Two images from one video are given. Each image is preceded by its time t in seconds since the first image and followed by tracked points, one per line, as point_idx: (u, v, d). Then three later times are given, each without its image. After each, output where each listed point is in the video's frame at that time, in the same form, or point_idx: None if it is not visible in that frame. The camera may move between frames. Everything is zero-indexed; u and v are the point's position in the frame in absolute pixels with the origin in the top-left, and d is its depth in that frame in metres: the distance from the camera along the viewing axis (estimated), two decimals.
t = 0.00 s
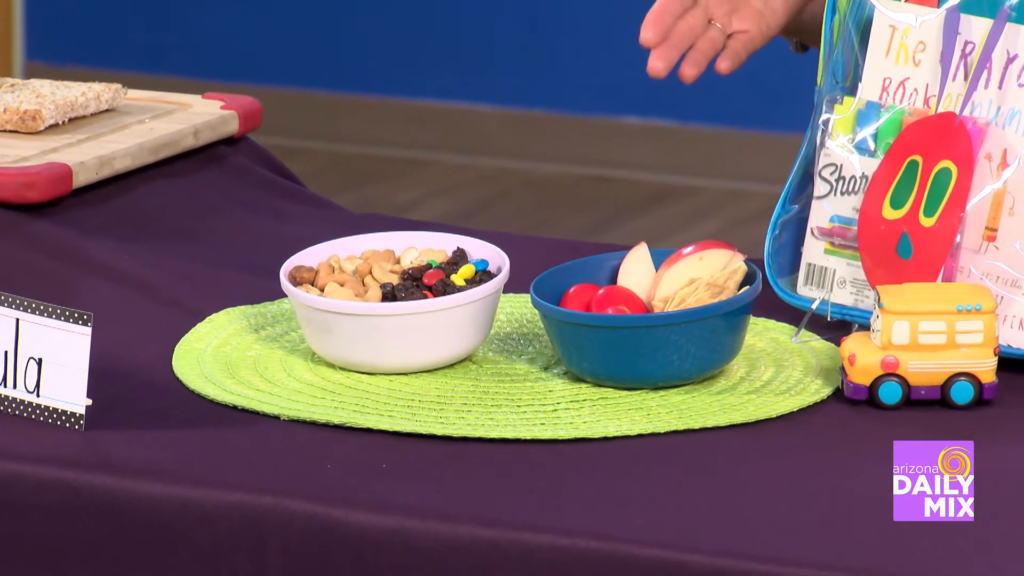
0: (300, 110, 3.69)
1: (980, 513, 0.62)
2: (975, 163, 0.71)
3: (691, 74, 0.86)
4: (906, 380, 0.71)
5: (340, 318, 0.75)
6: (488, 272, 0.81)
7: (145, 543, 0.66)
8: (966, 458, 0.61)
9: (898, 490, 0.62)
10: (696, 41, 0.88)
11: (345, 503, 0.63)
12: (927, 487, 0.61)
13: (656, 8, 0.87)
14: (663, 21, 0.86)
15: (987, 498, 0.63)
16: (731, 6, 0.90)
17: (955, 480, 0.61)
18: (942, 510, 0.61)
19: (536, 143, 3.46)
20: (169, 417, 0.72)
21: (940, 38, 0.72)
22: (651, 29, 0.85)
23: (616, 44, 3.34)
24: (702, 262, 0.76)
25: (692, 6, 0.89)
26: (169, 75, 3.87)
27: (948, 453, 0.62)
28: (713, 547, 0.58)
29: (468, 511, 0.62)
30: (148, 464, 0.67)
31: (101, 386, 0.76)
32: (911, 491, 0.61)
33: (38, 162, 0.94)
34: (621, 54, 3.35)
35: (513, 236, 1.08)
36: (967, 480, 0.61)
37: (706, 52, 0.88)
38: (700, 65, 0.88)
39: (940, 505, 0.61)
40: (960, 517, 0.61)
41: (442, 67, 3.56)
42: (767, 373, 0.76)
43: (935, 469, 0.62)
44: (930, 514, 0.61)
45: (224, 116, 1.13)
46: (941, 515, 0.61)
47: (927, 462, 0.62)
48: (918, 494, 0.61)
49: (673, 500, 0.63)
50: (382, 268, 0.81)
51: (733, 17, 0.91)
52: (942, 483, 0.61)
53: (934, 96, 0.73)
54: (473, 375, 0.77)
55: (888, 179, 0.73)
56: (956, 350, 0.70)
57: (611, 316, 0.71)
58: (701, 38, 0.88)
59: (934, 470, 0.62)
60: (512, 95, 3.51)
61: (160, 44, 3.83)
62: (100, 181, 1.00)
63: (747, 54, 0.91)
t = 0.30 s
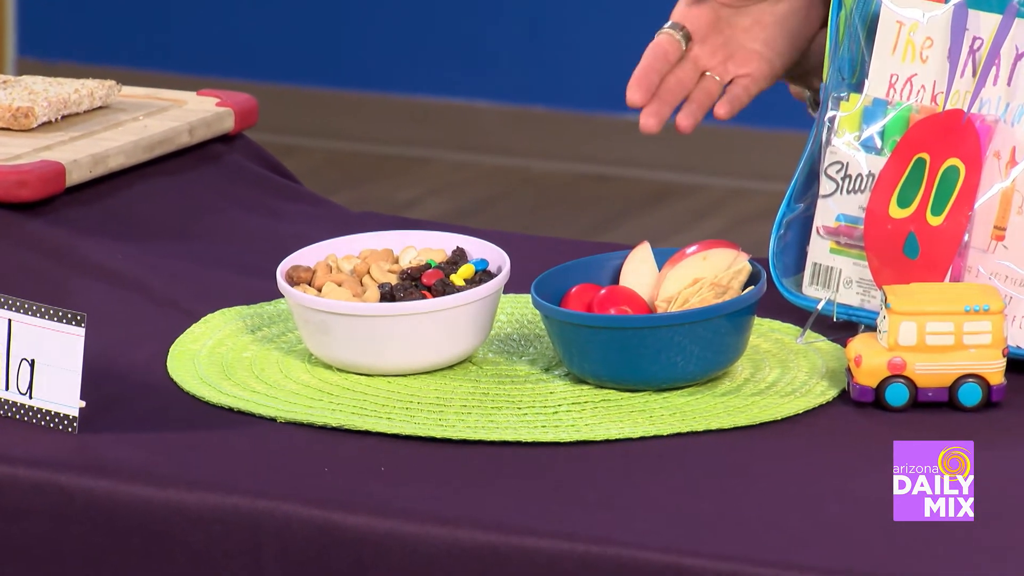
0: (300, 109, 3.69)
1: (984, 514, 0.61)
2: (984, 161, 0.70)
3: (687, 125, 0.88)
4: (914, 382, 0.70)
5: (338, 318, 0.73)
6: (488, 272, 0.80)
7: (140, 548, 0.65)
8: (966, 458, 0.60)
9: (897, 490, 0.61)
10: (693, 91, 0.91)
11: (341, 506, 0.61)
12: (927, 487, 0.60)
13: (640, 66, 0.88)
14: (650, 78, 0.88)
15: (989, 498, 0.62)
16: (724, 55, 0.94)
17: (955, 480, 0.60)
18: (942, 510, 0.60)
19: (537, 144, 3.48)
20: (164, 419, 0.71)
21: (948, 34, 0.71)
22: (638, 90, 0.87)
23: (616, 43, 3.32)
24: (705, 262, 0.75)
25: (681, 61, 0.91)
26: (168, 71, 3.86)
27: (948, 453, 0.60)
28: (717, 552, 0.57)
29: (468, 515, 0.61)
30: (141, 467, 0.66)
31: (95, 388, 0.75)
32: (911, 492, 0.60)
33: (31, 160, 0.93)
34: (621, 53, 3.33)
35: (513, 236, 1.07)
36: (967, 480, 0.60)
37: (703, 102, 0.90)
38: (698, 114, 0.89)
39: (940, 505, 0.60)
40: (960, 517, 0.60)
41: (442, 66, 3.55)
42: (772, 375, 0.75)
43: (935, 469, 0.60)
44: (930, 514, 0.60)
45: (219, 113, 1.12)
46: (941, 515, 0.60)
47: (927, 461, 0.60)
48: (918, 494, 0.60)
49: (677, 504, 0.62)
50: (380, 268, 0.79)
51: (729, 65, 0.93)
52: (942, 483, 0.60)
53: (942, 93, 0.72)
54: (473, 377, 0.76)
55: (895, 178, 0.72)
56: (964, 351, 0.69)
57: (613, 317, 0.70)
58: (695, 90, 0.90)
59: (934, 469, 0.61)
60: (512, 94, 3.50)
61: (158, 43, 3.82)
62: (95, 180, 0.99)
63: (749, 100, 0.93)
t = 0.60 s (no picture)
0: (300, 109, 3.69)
1: (987, 514, 0.60)
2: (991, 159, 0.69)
3: (674, 136, 0.86)
4: (920, 384, 0.69)
5: (335, 319, 0.72)
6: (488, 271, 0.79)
7: (134, 553, 0.64)
8: (966, 458, 0.59)
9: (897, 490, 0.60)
10: (680, 99, 0.89)
11: (337, 509, 0.60)
12: (927, 487, 0.59)
13: (625, 76, 0.85)
14: (636, 87, 0.84)
15: (992, 499, 0.61)
16: (709, 61, 0.92)
17: (955, 480, 0.59)
18: (942, 510, 0.59)
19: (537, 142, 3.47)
20: (159, 422, 0.70)
21: (955, 30, 0.70)
22: (626, 99, 0.83)
23: (617, 43, 3.32)
24: (709, 261, 0.73)
25: (665, 69, 0.89)
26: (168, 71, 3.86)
27: (948, 453, 0.60)
28: (721, 556, 0.56)
29: (467, 519, 0.59)
30: (134, 470, 0.65)
31: (89, 390, 0.73)
32: (911, 491, 0.59)
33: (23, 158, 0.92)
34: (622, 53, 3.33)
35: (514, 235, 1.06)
36: (967, 480, 0.59)
37: (689, 111, 0.88)
38: (685, 124, 0.87)
39: (940, 505, 0.59)
40: (960, 517, 0.59)
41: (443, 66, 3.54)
42: (776, 376, 0.74)
43: (935, 469, 0.60)
44: (930, 514, 0.59)
45: (215, 111, 1.11)
46: (941, 515, 0.59)
47: (927, 461, 0.60)
48: (918, 494, 0.59)
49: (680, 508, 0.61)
50: (378, 268, 0.78)
51: (714, 71, 0.92)
52: (943, 483, 0.59)
53: (949, 90, 0.71)
54: (473, 378, 0.75)
55: (901, 176, 0.71)
56: (972, 352, 0.68)
57: (614, 318, 0.69)
58: (680, 98, 0.89)
59: (934, 469, 0.60)
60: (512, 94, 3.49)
61: (159, 43, 3.83)
62: (89, 178, 0.98)
63: (738, 104, 0.92)
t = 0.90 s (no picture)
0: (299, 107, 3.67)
1: (992, 515, 0.59)
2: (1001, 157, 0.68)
3: (663, 172, 0.80)
4: (928, 385, 0.68)
5: (334, 320, 0.71)
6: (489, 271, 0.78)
7: (129, 557, 0.63)
8: (966, 458, 0.59)
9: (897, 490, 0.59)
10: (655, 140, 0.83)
11: (334, 512, 0.59)
12: (927, 487, 0.59)
13: (601, 119, 0.81)
14: (617, 127, 0.80)
15: (998, 501, 0.60)
16: (675, 97, 0.87)
17: (955, 480, 0.59)
18: (942, 510, 0.58)
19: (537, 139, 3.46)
20: (154, 424, 0.69)
21: (963, 26, 0.69)
22: (608, 140, 0.79)
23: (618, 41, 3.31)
24: (713, 261, 0.72)
25: (635, 110, 0.84)
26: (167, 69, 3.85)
27: (948, 453, 0.60)
28: (726, 561, 0.55)
29: (467, 523, 0.58)
30: (129, 473, 0.64)
31: (83, 391, 0.72)
32: (911, 491, 0.59)
33: (16, 156, 0.91)
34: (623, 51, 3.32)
35: (513, 235, 1.05)
36: (967, 480, 0.59)
37: (668, 147, 0.83)
38: (667, 160, 0.82)
39: (940, 505, 0.58)
40: (960, 517, 0.58)
41: (444, 64, 3.53)
42: (782, 378, 0.73)
43: (935, 469, 0.59)
44: (930, 514, 0.58)
45: (211, 108, 1.09)
46: (941, 515, 0.58)
47: (927, 461, 0.60)
48: (918, 494, 0.59)
49: (684, 511, 0.59)
50: (377, 267, 0.77)
51: (683, 106, 0.87)
52: (942, 483, 0.59)
53: (957, 87, 0.69)
54: (473, 380, 0.74)
55: (909, 175, 0.70)
56: (980, 353, 0.66)
57: (618, 318, 0.67)
58: (654, 137, 0.83)
59: (933, 469, 0.60)
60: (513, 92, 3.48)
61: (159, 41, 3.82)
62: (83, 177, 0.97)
63: (713, 137, 0.86)
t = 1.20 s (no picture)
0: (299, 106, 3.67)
1: (999, 518, 0.58)
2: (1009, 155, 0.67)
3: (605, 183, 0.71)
4: (935, 388, 0.67)
5: (332, 321, 0.70)
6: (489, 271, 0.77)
7: (123, 561, 0.62)
8: (966, 458, 0.58)
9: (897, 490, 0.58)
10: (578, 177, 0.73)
11: (330, 515, 0.58)
12: (927, 487, 0.58)
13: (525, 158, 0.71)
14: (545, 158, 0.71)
15: (1006, 504, 0.59)
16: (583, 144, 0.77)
17: (955, 480, 0.58)
18: (942, 510, 0.58)
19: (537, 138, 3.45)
20: (149, 427, 0.68)
21: (971, 21, 0.68)
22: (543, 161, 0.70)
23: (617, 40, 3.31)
24: (716, 261, 0.71)
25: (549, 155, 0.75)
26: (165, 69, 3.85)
27: (948, 453, 0.58)
28: (730, 565, 0.54)
29: (467, 527, 0.57)
30: (121, 475, 0.63)
31: (78, 393, 0.71)
32: (911, 492, 0.58)
33: (9, 155, 0.91)
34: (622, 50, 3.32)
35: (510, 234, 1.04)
36: (967, 480, 0.58)
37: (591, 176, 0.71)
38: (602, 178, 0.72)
39: (940, 505, 0.58)
40: (960, 517, 0.58)
41: (444, 63, 3.54)
42: (786, 380, 0.72)
43: (935, 469, 0.58)
44: (929, 514, 0.58)
45: (207, 105, 1.09)
46: (941, 515, 0.58)
47: (927, 461, 0.58)
48: (918, 494, 0.58)
49: (687, 515, 0.58)
50: (375, 268, 0.76)
51: (592, 151, 0.77)
52: (942, 483, 0.58)
53: (965, 83, 0.68)
54: (473, 382, 0.73)
55: (915, 174, 0.69)
56: (988, 355, 0.65)
57: (620, 320, 0.66)
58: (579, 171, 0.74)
59: (934, 469, 0.58)
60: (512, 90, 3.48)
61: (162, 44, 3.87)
62: (76, 175, 0.96)
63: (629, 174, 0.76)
